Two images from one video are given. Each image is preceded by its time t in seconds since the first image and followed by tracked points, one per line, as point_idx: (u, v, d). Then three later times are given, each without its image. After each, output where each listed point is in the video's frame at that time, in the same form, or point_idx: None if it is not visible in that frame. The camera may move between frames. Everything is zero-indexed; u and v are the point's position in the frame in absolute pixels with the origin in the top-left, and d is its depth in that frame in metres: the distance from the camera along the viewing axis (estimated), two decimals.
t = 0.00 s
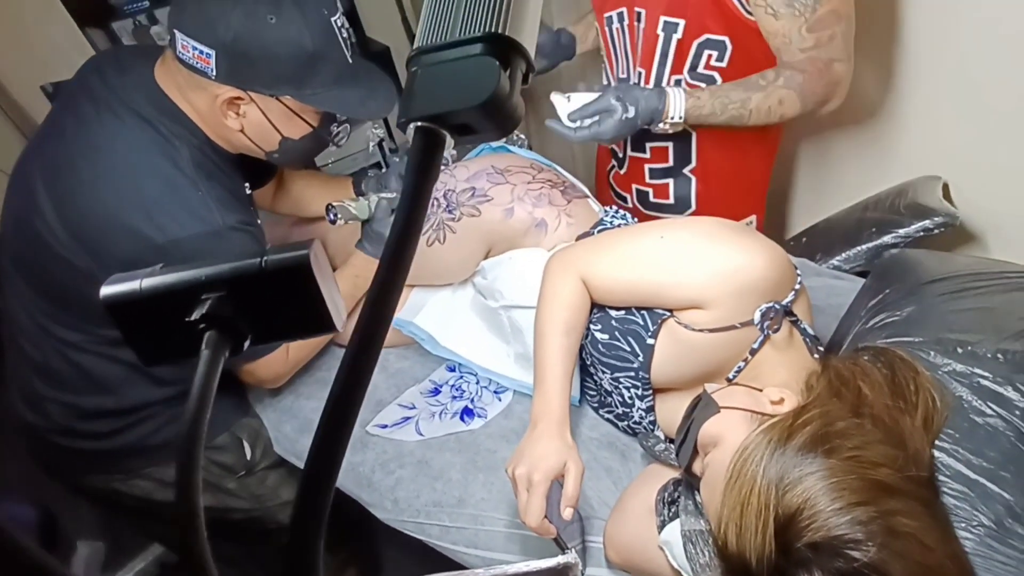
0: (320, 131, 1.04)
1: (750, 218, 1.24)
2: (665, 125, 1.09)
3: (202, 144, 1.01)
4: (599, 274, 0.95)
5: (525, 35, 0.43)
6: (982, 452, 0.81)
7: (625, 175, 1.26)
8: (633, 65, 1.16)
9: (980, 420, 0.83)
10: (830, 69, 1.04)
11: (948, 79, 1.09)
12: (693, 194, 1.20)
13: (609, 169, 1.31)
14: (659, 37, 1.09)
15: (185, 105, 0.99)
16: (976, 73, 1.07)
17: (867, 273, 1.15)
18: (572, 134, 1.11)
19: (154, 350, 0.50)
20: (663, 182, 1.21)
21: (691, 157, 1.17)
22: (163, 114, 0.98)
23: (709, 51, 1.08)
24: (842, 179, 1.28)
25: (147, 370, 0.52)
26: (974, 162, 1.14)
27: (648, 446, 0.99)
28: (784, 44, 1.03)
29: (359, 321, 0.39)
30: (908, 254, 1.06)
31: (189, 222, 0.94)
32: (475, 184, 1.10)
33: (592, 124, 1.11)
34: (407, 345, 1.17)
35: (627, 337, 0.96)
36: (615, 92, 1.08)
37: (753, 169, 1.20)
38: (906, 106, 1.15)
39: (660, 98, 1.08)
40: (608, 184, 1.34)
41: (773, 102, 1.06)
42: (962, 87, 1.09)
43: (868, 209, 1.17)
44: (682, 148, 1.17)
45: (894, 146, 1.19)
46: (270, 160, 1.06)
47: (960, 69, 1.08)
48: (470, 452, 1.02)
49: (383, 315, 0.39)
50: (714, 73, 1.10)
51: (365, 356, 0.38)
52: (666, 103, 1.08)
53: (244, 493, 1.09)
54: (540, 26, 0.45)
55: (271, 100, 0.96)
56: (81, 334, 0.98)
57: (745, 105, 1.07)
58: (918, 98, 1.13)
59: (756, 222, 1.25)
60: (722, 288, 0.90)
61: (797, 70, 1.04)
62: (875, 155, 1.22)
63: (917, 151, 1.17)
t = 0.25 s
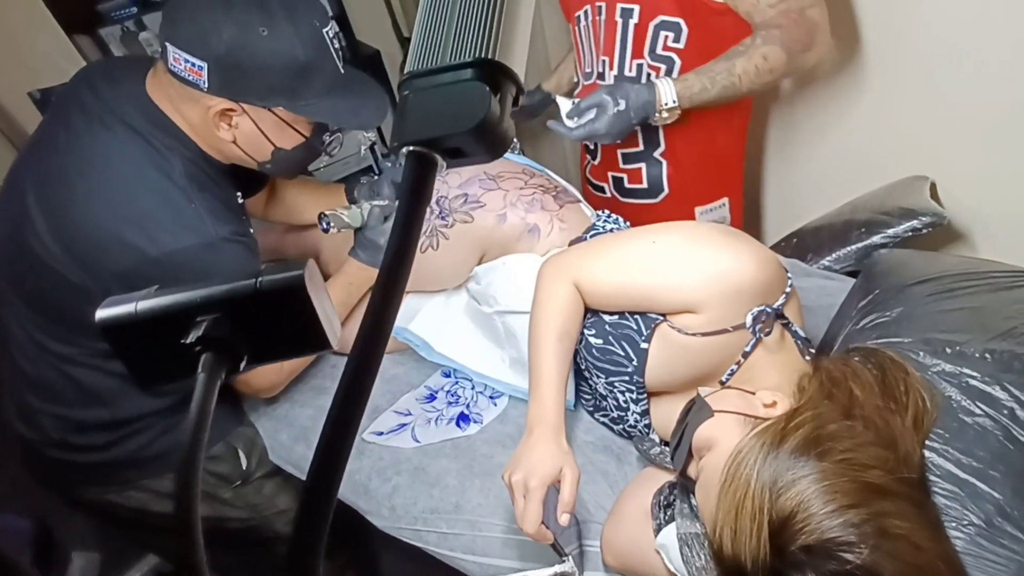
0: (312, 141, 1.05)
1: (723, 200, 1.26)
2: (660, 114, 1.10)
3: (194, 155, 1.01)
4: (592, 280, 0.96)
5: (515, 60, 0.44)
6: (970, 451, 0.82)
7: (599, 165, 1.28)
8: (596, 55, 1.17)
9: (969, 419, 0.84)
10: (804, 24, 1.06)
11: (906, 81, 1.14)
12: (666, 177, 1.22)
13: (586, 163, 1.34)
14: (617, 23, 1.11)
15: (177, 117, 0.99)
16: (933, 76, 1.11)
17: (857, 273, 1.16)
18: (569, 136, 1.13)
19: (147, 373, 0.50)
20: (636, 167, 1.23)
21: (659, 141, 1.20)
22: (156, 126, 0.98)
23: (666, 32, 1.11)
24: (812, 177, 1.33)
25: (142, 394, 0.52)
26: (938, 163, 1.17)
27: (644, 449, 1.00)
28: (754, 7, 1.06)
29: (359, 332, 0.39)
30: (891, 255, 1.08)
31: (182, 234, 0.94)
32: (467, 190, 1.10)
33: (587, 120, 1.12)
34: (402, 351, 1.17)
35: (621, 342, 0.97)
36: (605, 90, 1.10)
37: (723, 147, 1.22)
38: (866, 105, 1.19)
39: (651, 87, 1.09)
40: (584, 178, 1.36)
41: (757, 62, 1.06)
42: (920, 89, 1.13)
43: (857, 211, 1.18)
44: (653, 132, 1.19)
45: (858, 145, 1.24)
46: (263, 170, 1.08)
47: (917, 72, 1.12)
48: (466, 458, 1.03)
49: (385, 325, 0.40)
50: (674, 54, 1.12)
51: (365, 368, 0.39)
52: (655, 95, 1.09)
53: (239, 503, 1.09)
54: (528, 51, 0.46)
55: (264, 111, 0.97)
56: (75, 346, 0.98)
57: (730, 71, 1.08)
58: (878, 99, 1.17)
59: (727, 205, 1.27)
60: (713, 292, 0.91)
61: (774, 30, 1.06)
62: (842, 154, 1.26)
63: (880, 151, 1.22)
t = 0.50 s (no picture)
0: (308, 152, 1.06)
1: (701, 174, 1.29)
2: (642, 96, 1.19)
3: (190, 168, 1.02)
4: (586, 287, 0.97)
5: (505, 87, 0.44)
6: (959, 454, 0.84)
7: (579, 158, 1.34)
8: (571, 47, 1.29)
9: (958, 423, 0.85)
10: None
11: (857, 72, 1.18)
12: (646, 158, 1.27)
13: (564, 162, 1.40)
14: (587, 13, 1.22)
15: (173, 129, 1.00)
16: (890, 65, 1.14)
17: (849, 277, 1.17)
18: (561, 122, 1.23)
19: (145, 395, 0.51)
20: (616, 151, 1.28)
21: (636, 124, 1.26)
22: (151, 140, 0.99)
23: (632, 16, 1.20)
24: (791, 173, 1.37)
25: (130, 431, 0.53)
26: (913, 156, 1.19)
27: (639, 455, 0.99)
28: None
29: (358, 344, 0.33)
30: (876, 258, 1.11)
31: (179, 247, 0.95)
32: (462, 198, 1.10)
33: (578, 108, 1.21)
34: (399, 357, 1.19)
35: (615, 349, 0.98)
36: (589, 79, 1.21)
37: (697, 131, 1.28)
38: (825, 99, 1.25)
39: (631, 73, 1.19)
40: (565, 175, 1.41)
41: (725, 34, 1.15)
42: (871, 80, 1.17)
43: (847, 217, 1.20)
44: (628, 114, 1.25)
45: (827, 136, 1.28)
46: (258, 180, 1.08)
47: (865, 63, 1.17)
48: (464, 465, 1.04)
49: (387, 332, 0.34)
50: (642, 35, 1.21)
51: (364, 386, 0.33)
52: (635, 80, 1.19)
53: (237, 510, 1.11)
54: (518, 73, 0.45)
55: (259, 124, 0.99)
56: (72, 361, 0.98)
57: (700, 46, 1.17)
58: (834, 92, 1.23)
59: (706, 179, 1.30)
60: (705, 298, 0.92)
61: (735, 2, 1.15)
62: (812, 148, 1.31)
63: (846, 143, 1.26)
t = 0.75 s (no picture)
0: (307, 157, 1.07)
1: (692, 163, 1.30)
2: (646, 83, 1.19)
3: (190, 174, 1.02)
4: (583, 291, 0.97)
5: (495, 106, 0.45)
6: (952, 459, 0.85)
7: (575, 155, 1.35)
8: (564, 42, 1.30)
9: (950, 427, 0.86)
10: None
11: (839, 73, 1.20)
12: (643, 147, 1.27)
13: (557, 163, 1.41)
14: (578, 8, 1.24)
15: (173, 136, 1.01)
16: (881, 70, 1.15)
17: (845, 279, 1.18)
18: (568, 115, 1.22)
19: (141, 408, 0.52)
20: (614, 143, 1.29)
21: (632, 115, 1.26)
22: (151, 146, 1.00)
23: (624, 7, 1.22)
24: (778, 171, 1.39)
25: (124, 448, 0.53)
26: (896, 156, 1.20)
27: (635, 458, 1.00)
28: None
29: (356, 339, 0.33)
30: (873, 263, 1.12)
31: (179, 253, 0.96)
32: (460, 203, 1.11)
33: (585, 99, 1.20)
34: (398, 360, 1.20)
35: (612, 353, 0.99)
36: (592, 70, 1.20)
37: (688, 129, 1.29)
38: (819, 101, 1.26)
39: (634, 60, 1.19)
40: (558, 174, 1.42)
41: (718, 19, 1.16)
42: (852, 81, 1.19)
43: (844, 220, 1.20)
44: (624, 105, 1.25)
45: (820, 138, 1.29)
46: (257, 186, 1.09)
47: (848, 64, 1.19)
48: (462, 467, 1.05)
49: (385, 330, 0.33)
50: (634, 25, 1.23)
51: (363, 385, 0.32)
52: (639, 67, 1.19)
53: (237, 513, 1.12)
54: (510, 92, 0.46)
55: (260, 131, 1.00)
56: (72, 366, 0.99)
57: (696, 29, 1.18)
58: (819, 92, 1.25)
59: (698, 168, 1.31)
60: (701, 303, 0.92)
61: None
62: (799, 147, 1.33)
63: (831, 143, 1.28)
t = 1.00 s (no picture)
0: (309, 162, 1.08)
1: (690, 162, 1.30)
2: (647, 81, 1.20)
3: (193, 178, 1.04)
4: (582, 294, 0.97)
5: (479, 122, 0.45)
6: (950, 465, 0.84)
7: (576, 154, 1.35)
8: (564, 42, 1.30)
9: (948, 433, 0.86)
10: None
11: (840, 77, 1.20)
12: (643, 146, 1.28)
13: (557, 164, 1.41)
14: (577, 8, 1.24)
15: (177, 140, 1.02)
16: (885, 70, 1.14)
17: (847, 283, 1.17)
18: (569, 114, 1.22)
19: (135, 416, 0.52)
20: (613, 143, 1.29)
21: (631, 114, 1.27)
22: (155, 151, 1.01)
23: (621, 7, 1.22)
24: (778, 174, 1.39)
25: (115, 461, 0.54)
26: (898, 158, 1.19)
27: (634, 462, 1.01)
28: None
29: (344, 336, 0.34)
30: (874, 267, 1.11)
31: (181, 256, 0.97)
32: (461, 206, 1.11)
33: (586, 98, 1.20)
34: (400, 362, 1.21)
35: (611, 356, 0.99)
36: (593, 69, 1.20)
37: (689, 130, 1.29)
38: (820, 102, 1.25)
39: (634, 58, 1.19)
40: (558, 175, 1.42)
41: (716, 18, 1.16)
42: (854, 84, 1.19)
43: (846, 222, 1.19)
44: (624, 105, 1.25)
45: (822, 140, 1.28)
46: (261, 190, 1.10)
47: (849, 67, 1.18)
48: (462, 469, 1.06)
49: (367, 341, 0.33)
50: (633, 25, 1.23)
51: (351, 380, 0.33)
52: (640, 66, 1.19)
53: (240, 512, 1.14)
54: (495, 106, 0.46)
55: (263, 136, 1.01)
56: (77, 368, 1.01)
57: (695, 28, 1.18)
58: (820, 95, 1.24)
59: (697, 167, 1.31)
60: (698, 308, 0.92)
61: None
62: (800, 150, 1.33)
63: (832, 146, 1.27)
